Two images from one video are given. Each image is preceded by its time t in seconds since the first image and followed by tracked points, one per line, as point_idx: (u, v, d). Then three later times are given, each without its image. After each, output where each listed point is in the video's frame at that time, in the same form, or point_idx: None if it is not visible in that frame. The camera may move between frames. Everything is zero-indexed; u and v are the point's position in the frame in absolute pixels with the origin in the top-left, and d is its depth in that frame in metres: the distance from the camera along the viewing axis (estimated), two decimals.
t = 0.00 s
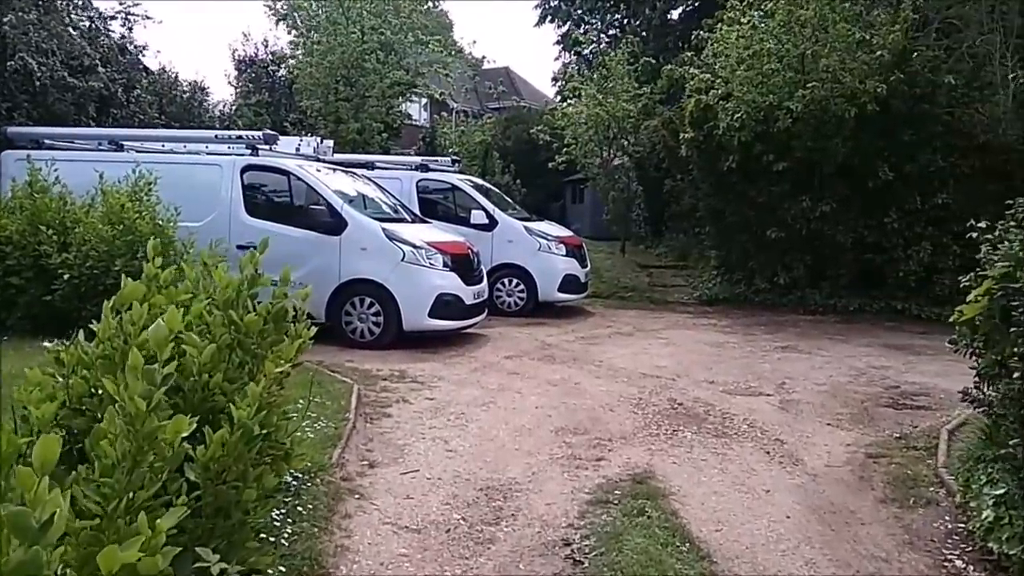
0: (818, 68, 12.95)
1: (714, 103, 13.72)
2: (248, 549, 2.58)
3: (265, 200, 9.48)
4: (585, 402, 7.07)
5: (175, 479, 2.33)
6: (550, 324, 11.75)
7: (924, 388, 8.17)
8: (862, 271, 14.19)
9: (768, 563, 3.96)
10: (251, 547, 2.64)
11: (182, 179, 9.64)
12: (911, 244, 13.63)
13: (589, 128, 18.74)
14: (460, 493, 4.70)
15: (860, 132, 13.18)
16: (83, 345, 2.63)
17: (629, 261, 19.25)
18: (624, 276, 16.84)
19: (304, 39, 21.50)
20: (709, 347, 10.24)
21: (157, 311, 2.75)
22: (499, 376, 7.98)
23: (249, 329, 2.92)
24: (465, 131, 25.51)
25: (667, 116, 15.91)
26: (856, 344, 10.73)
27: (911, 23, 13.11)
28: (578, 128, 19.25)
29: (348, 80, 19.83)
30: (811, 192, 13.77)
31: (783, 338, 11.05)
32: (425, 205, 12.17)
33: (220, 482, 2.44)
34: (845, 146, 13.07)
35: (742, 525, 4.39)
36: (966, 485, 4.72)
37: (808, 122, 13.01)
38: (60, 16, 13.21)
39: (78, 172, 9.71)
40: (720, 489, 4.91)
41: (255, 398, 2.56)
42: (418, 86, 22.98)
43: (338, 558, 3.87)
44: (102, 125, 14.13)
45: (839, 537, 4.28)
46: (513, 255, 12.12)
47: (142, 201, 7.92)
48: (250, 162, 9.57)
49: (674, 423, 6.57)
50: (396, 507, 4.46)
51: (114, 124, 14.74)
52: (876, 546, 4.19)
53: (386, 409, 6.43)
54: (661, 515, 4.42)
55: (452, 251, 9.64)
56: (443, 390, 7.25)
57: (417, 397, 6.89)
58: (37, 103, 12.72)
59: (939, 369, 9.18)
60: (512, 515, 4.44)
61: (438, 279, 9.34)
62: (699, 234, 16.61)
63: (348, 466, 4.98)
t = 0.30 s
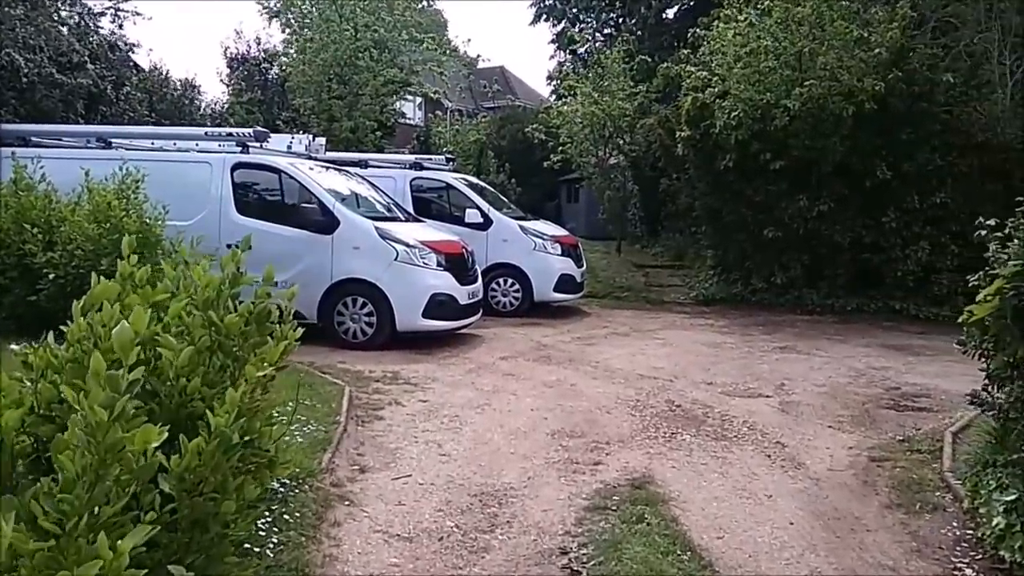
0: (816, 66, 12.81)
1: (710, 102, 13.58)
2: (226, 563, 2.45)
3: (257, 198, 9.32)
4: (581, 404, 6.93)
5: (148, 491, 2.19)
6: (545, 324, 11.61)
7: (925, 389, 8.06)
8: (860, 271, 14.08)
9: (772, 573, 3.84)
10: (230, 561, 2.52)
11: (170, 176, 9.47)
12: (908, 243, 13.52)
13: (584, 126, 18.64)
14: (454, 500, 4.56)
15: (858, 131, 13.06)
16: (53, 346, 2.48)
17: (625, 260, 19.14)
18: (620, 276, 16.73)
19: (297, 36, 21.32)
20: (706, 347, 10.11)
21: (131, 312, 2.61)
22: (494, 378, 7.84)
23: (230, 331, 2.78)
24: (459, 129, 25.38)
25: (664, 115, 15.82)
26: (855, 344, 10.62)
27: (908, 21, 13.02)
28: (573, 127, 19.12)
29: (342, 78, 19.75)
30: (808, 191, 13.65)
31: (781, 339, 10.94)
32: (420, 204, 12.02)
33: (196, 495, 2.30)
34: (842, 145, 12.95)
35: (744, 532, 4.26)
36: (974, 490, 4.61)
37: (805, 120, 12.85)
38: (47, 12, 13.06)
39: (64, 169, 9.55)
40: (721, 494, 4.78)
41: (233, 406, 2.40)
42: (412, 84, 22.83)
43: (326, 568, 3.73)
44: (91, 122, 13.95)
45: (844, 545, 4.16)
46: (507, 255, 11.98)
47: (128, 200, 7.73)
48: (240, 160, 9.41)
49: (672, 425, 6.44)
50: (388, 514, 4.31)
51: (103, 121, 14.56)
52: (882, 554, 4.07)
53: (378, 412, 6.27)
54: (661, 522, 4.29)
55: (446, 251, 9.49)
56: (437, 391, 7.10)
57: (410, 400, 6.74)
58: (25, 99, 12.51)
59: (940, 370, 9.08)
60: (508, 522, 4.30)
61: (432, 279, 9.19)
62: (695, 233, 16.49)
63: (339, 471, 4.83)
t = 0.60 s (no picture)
0: (819, 65, 12.64)
1: (712, 101, 13.40)
2: None
3: (250, 199, 9.12)
4: (582, 411, 6.74)
5: (113, 524, 2.02)
6: (545, 327, 11.41)
7: (934, 395, 7.87)
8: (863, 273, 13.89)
9: None
10: None
11: (160, 177, 9.28)
12: (912, 245, 13.34)
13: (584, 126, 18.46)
14: (450, 515, 4.37)
15: (861, 131, 12.88)
16: (13, 363, 2.29)
17: (624, 262, 18.96)
18: (620, 277, 16.53)
19: (293, 35, 21.12)
20: (709, 351, 9.92)
21: (97, 325, 2.41)
22: (492, 383, 7.64)
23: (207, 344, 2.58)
24: (458, 129, 25.17)
25: (665, 114, 15.67)
26: (860, 348, 10.42)
27: (913, 19, 12.85)
28: (573, 126, 18.94)
29: (338, 77, 19.55)
30: (811, 192, 13.46)
31: (785, 342, 10.74)
32: (417, 205, 11.83)
33: (165, 527, 2.11)
34: (846, 145, 12.75)
35: (753, 550, 4.07)
36: (993, 505, 4.43)
37: (808, 119, 12.66)
38: (37, 10, 12.89)
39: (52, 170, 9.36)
40: (728, 509, 4.59)
41: (206, 429, 2.19)
42: (410, 84, 22.64)
43: None
44: (83, 122, 13.77)
45: (859, 563, 3.97)
46: (506, 256, 11.79)
47: (116, 200, 7.52)
48: (233, 160, 9.21)
49: (676, 434, 6.25)
50: (380, 532, 4.12)
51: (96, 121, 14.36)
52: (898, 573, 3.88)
53: (372, 420, 6.07)
54: (666, 540, 4.10)
55: (443, 253, 9.30)
56: (434, 399, 6.90)
57: (406, 407, 6.54)
58: (14, 99, 12.30)
59: (949, 374, 8.88)
60: (505, 539, 4.11)
61: (428, 281, 8.99)
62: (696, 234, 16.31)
63: (330, 485, 4.64)
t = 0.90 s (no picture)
0: (823, 64, 12.53)
1: (715, 100, 13.27)
2: None
3: (247, 200, 8.98)
4: (584, 417, 6.59)
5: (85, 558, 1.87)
6: (546, 329, 11.27)
7: (942, 399, 7.74)
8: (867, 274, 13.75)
9: None
10: None
11: (155, 177, 9.13)
12: (917, 245, 13.20)
13: (585, 125, 18.33)
14: (449, 529, 4.23)
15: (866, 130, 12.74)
16: None
17: (626, 262, 18.82)
18: (621, 278, 16.38)
19: (293, 33, 20.97)
20: (712, 354, 9.78)
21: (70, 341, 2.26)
22: (492, 388, 7.50)
23: (191, 359, 2.43)
24: (458, 128, 25.03)
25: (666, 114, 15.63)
26: (866, 351, 10.28)
27: (919, 18, 12.71)
28: (574, 126, 18.83)
29: (337, 76, 19.37)
30: (815, 192, 13.31)
31: (790, 345, 10.60)
32: (417, 205, 11.69)
33: (142, 559, 1.95)
34: (850, 145, 12.62)
35: (763, 567, 3.94)
36: (1010, 518, 4.30)
37: (812, 118, 12.54)
38: (31, 8, 12.76)
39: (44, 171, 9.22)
40: (736, 522, 4.45)
41: (186, 453, 2.05)
42: (410, 83, 22.50)
43: None
44: (78, 121, 13.64)
45: None
46: (506, 258, 11.65)
47: (109, 202, 7.37)
48: (229, 160, 9.07)
49: (681, 440, 6.11)
50: (376, 547, 3.99)
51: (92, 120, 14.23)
52: None
53: (370, 428, 5.92)
54: (673, 556, 3.97)
55: (443, 254, 9.15)
56: (433, 404, 6.76)
57: (404, 414, 6.39)
58: (8, 97, 12.14)
59: (957, 378, 8.74)
60: (507, 555, 3.98)
61: (428, 283, 8.85)
62: (698, 234, 16.16)
63: (325, 497, 4.50)
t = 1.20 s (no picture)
0: (829, 62, 12.35)
1: (719, 99, 13.10)
2: None
3: (244, 200, 8.82)
4: (588, 423, 6.42)
5: None
6: (547, 331, 11.10)
7: (954, 404, 7.57)
8: (872, 275, 13.58)
9: None
10: None
11: (149, 177, 8.97)
12: (924, 246, 13.03)
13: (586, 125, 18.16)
14: (450, 542, 4.07)
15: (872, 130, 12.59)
16: None
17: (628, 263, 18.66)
18: (623, 279, 16.21)
19: (292, 32, 20.82)
20: (717, 357, 9.62)
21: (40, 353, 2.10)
22: (494, 393, 7.34)
23: (171, 371, 2.26)
24: (458, 128, 24.84)
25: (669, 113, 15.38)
26: (873, 354, 10.11)
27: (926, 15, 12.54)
28: (575, 126, 18.70)
29: (336, 75, 19.24)
30: (820, 192, 13.14)
31: (796, 348, 10.44)
32: (417, 206, 11.53)
33: None
34: (856, 144, 12.48)
35: None
36: None
37: (818, 118, 12.40)
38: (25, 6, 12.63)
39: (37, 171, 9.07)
40: (748, 536, 4.28)
41: (161, 476, 1.87)
42: (410, 82, 22.34)
43: None
44: (74, 120, 13.50)
45: None
46: (507, 259, 11.49)
47: (101, 203, 7.22)
48: (226, 160, 8.91)
49: (688, 448, 5.95)
50: (373, 563, 3.84)
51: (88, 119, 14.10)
52: None
53: (369, 435, 5.75)
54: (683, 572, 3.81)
55: (443, 255, 8.98)
56: (433, 409, 6.60)
57: (404, 419, 6.23)
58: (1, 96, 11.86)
59: (967, 382, 8.57)
60: (510, 571, 3.82)
61: (428, 285, 8.68)
62: (701, 235, 16.00)
63: (321, 509, 4.35)
